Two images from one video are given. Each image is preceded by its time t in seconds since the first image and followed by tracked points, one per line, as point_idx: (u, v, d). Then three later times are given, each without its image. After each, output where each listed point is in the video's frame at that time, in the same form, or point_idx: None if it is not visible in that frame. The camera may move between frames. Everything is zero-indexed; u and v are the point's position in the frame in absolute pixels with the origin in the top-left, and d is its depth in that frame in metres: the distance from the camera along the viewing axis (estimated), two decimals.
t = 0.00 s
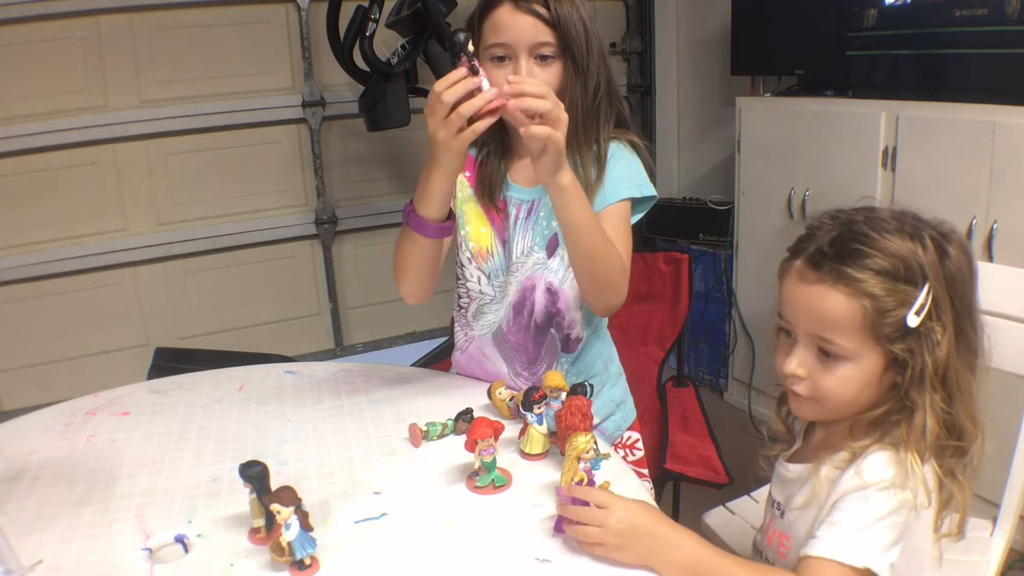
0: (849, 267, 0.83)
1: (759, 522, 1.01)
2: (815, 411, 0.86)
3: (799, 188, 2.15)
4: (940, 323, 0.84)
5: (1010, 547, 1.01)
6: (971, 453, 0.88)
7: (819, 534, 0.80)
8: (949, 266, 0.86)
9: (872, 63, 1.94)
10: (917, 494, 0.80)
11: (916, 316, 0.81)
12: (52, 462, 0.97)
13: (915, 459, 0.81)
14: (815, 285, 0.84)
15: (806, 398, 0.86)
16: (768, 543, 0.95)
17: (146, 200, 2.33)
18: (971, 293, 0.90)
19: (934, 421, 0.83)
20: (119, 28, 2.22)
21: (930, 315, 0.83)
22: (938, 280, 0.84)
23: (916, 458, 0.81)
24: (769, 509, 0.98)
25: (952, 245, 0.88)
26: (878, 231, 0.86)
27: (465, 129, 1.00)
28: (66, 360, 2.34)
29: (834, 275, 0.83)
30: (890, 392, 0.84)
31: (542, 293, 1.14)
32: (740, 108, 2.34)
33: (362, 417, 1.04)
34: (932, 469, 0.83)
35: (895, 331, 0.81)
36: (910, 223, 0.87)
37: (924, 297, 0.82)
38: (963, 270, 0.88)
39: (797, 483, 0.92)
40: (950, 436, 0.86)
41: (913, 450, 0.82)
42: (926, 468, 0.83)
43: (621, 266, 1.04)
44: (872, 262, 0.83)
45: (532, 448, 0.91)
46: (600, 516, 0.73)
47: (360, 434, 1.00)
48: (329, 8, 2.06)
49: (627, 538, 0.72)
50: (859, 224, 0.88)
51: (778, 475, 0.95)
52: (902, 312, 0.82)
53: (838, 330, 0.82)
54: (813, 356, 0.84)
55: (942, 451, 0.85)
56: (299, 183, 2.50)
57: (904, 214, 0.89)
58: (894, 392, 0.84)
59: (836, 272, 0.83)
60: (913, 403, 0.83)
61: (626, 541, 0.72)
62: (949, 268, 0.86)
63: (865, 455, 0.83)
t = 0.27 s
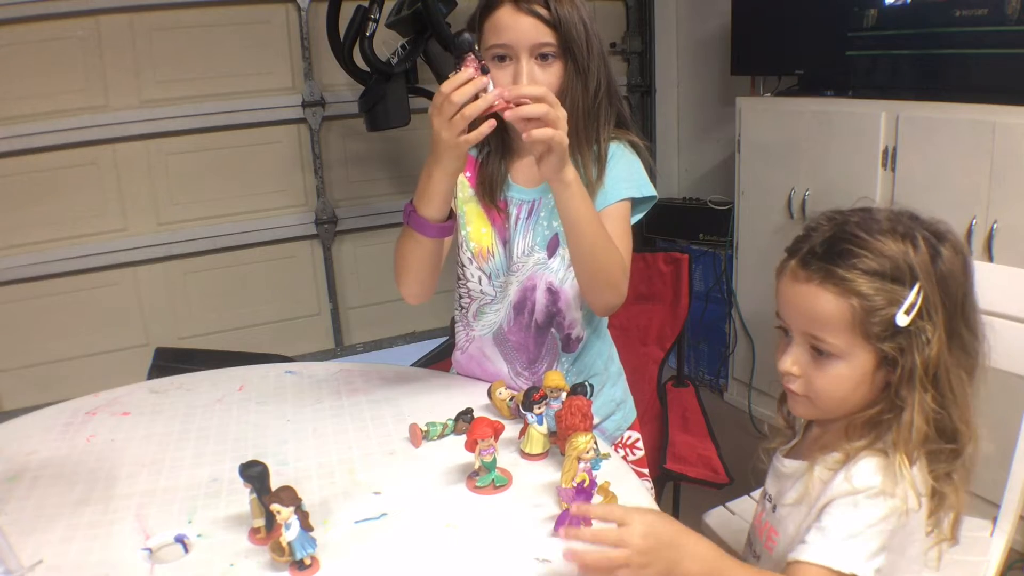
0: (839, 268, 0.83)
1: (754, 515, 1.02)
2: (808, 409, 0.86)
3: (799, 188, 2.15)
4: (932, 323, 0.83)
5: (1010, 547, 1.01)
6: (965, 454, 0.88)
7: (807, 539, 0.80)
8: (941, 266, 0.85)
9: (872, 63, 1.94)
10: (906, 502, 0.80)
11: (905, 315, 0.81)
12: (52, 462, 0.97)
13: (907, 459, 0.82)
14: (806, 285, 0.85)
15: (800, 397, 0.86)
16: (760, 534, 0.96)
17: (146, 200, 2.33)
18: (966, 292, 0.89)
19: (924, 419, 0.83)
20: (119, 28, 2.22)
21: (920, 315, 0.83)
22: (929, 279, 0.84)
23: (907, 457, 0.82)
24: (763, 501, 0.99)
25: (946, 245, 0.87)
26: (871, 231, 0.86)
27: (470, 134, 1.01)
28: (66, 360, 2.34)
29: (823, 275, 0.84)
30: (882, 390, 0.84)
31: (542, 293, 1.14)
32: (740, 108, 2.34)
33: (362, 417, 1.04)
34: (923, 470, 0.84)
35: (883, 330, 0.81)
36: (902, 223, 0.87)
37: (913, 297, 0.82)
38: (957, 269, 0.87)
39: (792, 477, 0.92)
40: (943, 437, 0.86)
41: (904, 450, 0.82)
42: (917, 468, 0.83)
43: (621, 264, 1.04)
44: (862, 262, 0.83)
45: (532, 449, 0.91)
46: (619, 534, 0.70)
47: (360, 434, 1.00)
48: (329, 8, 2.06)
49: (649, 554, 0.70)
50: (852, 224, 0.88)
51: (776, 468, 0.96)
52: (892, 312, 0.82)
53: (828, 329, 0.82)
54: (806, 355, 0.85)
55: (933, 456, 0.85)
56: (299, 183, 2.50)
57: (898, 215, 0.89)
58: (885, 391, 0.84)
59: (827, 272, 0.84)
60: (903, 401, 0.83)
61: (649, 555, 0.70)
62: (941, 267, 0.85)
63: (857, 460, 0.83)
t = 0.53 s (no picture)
0: (822, 259, 0.84)
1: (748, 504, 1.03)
2: (793, 398, 0.87)
3: (799, 188, 2.15)
4: (912, 312, 0.83)
5: (1010, 547, 1.01)
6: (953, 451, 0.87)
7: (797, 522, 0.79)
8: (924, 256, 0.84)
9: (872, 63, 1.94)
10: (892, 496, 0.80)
11: (885, 304, 0.81)
12: (52, 462, 0.97)
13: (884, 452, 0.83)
14: (789, 275, 0.86)
15: (786, 386, 0.88)
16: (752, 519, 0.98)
17: (147, 200, 2.33)
18: (956, 287, 0.88)
19: (903, 410, 0.83)
20: (119, 28, 2.22)
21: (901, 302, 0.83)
22: (910, 268, 0.83)
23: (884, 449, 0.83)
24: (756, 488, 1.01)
25: (934, 238, 0.87)
26: (859, 224, 0.86)
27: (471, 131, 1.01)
28: (66, 360, 2.34)
29: (806, 265, 0.85)
30: (864, 380, 0.85)
31: (542, 293, 1.14)
32: (740, 108, 2.34)
33: (362, 417, 1.04)
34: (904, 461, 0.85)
35: (861, 319, 0.82)
36: (889, 217, 0.87)
37: (893, 285, 0.82)
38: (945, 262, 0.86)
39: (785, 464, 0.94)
40: (927, 431, 0.86)
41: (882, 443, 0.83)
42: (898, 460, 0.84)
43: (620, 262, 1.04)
44: (845, 252, 0.84)
45: (532, 448, 0.91)
46: None
47: (360, 434, 1.00)
48: (329, 8, 2.06)
49: None
50: (842, 217, 0.88)
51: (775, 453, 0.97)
52: (870, 299, 0.82)
53: (810, 317, 0.84)
54: (790, 344, 0.86)
55: (916, 448, 0.86)
56: (299, 183, 2.50)
57: (888, 209, 0.89)
58: (867, 381, 0.85)
59: (811, 262, 0.85)
60: (882, 389, 0.84)
61: None
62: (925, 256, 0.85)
63: (839, 447, 0.84)
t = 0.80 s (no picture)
0: (808, 257, 0.84)
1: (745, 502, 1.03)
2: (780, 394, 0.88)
3: (799, 188, 2.15)
4: (897, 313, 0.82)
5: (1010, 547, 1.01)
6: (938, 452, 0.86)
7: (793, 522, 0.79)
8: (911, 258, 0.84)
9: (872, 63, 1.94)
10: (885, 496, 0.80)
11: (870, 304, 0.81)
12: (52, 462, 0.97)
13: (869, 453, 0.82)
14: (777, 272, 0.87)
15: (774, 382, 0.88)
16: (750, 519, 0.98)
17: (146, 200, 2.33)
18: (943, 287, 0.88)
19: (885, 409, 0.83)
20: (119, 27, 2.22)
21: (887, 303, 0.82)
22: (896, 270, 0.83)
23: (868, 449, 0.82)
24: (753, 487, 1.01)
25: (922, 238, 0.86)
26: (848, 223, 0.86)
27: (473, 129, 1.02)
28: (66, 360, 2.34)
29: (793, 263, 0.86)
30: (849, 379, 0.85)
31: (543, 292, 1.14)
32: (740, 109, 2.34)
33: (362, 417, 1.04)
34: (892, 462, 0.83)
35: (844, 317, 0.82)
36: (878, 217, 0.87)
37: (878, 285, 0.81)
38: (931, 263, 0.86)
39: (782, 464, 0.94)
40: (911, 429, 0.85)
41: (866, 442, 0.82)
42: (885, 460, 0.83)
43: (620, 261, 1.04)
44: (832, 251, 0.84)
45: (532, 448, 0.91)
46: None
47: (360, 434, 1.00)
48: (329, 8, 2.06)
49: None
50: (833, 217, 0.88)
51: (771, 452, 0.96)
52: (855, 299, 0.82)
53: (796, 314, 0.84)
54: (778, 341, 0.87)
55: (906, 450, 0.85)
56: (299, 183, 2.50)
57: (878, 208, 0.89)
58: (852, 379, 0.85)
59: (798, 261, 0.85)
60: (864, 388, 0.84)
61: None
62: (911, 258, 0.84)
63: (831, 451, 0.84)
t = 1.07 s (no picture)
0: (800, 254, 0.84)
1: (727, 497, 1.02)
2: (774, 391, 0.88)
3: (800, 188, 2.15)
4: (890, 306, 0.83)
5: (1010, 547, 1.01)
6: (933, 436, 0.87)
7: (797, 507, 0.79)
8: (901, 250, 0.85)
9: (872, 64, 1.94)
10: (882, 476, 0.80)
11: (864, 298, 0.81)
12: (52, 462, 0.97)
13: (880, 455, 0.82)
14: (768, 271, 0.86)
15: (767, 379, 0.88)
16: (734, 515, 0.96)
17: (146, 200, 2.33)
18: (931, 277, 0.89)
19: (885, 399, 0.84)
20: (119, 27, 2.22)
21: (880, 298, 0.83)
22: (888, 263, 0.84)
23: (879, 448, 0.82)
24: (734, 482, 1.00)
25: (908, 230, 0.87)
26: (835, 220, 0.86)
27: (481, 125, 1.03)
28: (65, 360, 2.34)
29: (785, 261, 0.85)
30: (846, 373, 0.85)
31: (544, 291, 1.14)
32: (740, 109, 2.34)
33: (362, 417, 1.04)
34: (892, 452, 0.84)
35: (840, 313, 0.82)
36: (864, 211, 0.87)
37: (871, 280, 0.82)
38: (919, 254, 0.87)
39: (768, 458, 0.93)
40: (908, 416, 0.86)
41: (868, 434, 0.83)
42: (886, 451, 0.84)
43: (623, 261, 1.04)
44: (823, 247, 0.84)
45: (532, 448, 0.91)
46: None
47: (360, 434, 1.00)
48: (329, 8, 2.06)
49: None
50: (818, 213, 0.88)
51: (752, 448, 0.96)
52: (849, 295, 0.82)
53: (790, 312, 0.84)
54: (771, 338, 0.86)
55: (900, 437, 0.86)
56: (299, 183, 2.50)
57: (862, 203, 0.89)
58: (849, 373, 0.85)
59: (790, 258, 0.85)
60: (863, 378, 0.84)
61: None
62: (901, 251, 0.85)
63: (831, 436, 0.85)
